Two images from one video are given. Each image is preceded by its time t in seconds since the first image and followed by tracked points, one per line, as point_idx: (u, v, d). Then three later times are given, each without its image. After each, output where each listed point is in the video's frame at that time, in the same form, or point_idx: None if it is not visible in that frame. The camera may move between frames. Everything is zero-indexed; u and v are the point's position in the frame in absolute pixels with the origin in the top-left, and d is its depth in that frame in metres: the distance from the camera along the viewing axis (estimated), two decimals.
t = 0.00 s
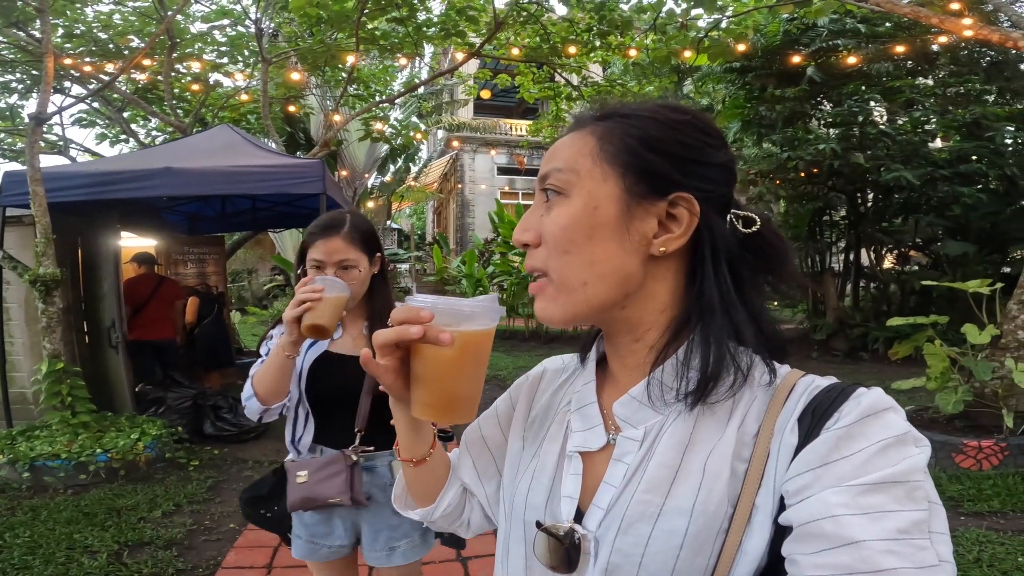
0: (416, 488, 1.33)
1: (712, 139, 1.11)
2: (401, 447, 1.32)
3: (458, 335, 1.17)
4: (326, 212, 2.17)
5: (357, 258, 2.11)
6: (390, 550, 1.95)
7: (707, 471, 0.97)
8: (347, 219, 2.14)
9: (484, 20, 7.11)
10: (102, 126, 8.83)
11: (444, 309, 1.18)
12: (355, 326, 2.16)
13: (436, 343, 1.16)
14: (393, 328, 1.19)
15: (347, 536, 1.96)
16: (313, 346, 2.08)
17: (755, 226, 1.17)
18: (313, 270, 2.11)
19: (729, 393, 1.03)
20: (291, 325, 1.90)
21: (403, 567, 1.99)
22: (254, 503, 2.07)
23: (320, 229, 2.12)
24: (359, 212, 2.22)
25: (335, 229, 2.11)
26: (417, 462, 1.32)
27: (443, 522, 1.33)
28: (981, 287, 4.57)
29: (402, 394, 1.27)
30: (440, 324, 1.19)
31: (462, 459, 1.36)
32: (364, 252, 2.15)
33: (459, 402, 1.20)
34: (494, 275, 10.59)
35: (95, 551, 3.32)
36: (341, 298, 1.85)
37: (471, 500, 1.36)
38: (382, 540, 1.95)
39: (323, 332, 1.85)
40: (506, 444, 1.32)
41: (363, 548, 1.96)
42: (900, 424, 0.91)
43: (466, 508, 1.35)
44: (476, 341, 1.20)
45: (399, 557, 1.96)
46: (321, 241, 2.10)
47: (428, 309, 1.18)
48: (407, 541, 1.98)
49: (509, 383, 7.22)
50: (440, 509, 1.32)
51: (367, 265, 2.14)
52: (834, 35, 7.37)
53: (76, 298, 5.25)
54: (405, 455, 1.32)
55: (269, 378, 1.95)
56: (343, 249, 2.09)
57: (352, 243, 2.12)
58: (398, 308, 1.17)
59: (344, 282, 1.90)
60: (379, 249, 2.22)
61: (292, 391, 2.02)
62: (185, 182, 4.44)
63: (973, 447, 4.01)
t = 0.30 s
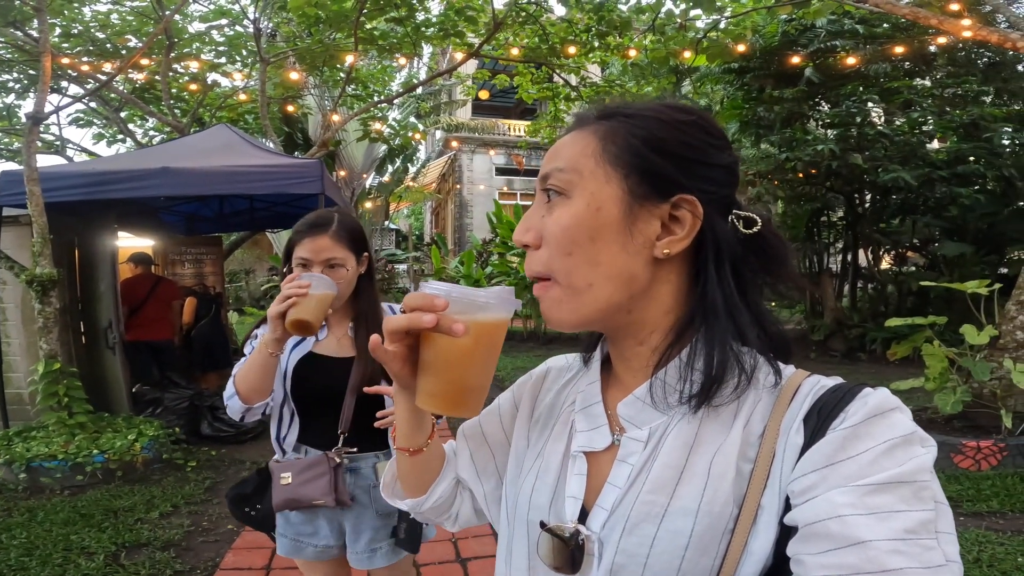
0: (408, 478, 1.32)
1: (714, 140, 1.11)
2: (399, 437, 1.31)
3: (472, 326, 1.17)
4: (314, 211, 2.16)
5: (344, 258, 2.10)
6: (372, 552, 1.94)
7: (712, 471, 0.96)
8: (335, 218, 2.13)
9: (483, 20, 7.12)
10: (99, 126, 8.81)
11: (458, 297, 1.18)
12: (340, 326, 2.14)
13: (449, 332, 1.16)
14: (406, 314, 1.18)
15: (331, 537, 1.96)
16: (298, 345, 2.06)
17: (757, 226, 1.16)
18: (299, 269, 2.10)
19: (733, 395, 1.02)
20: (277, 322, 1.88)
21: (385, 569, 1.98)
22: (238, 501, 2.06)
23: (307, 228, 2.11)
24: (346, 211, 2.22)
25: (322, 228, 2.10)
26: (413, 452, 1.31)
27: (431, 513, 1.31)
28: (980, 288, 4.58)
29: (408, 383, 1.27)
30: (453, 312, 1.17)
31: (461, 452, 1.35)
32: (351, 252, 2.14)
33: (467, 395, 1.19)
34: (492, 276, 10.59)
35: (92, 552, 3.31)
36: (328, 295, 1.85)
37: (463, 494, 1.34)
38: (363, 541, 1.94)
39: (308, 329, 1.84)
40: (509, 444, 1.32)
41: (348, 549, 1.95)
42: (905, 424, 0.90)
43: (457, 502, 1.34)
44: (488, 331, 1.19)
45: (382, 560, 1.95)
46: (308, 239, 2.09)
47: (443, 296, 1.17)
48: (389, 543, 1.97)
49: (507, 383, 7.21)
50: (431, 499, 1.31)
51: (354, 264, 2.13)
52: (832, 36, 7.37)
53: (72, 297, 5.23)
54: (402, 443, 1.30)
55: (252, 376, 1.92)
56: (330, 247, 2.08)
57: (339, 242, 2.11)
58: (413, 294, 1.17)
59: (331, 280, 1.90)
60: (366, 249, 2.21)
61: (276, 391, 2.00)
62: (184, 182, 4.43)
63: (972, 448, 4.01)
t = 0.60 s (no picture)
0: (400, 479, 1.31)
1: (700, 140, 1.11)
2: (388, 437, 1.30)
3: (464, 325, 1.17)
4: (303, 213, 2.17)
5: (333, 259, 2.10)
6: (365, 553, 1.94)
7: (701, 471, 0.96)
8: (324, 220, 2.13)
9: (482, 22, 7.13)
10: (98, 127, 8.82)
11: (449, 296, 1.19)
12: (330, 328, 2.14)
13: (439, 330, 1.16)
14: (397, 312, 1.18)
15: (325, 537, 1.96)
16: (288, 347, 2.06)
17: (742, 224, 1.16)
18: (289, 270, 2.10)
19: (721, 393, 1.03)
20: (266, 323, 1.88)
21: (379, 569, 1.98)
22: (232, 503, 2.06)
23: (296, 229, 2.11)
24: (336, 213, 2.22)
25: (311, 229, 2.10)
26: (404, 452, 1.30)
27: (424, 515, 1.31)
28: (978, 288, 4.58)
29: (398, 382, 1.27)
30: (444, 312, 1.19)
31: (452, 452, 1.35)
32: (341, 253, 2.14)
33: (458, 393, 1.19)
34: (492, 277, 10.59)
35: (90, 552, 3.31)
36: (316, 296, 1.85)
37: (455, 495, 1.34)
38: (357, 542, 1.93)
39: (296, 329, 1.83)
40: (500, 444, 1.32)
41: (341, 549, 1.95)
42: (890, 422, 0.91)
43: (449, 503, 1.34)
44: (480, 330, 1.20)
45: (375, 560, 1.95)
46: (297, 241, 2.09)
47: (434, 295, 1.18)
48: (383, 543, 1.96)
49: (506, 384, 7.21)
50: (423, 501, 1.30)
51: (343, 265, 2.13)
52: (830, 36, 7.39)
53: (71, 298, 5.22)
54: (392, 445, 1.30)
55: (241, 377, 1.92)
56: (319, 248, 2.08)
57: (328, 244, 2.11)
58: (403, 293, 1.17)
59: (319, 280, 1.89)
60: (356, 250, 2.21)
61: (267, 392, 2.00)
62: (182, 183, 4.43)
63: (971, 448, 4.02)
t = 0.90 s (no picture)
0: (396, 480, 1.31)
1: (694, 139, 1.11)
2: (384, 438, 1.31)
3: (458, 324, 1.18)
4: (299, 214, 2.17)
5: (330, 261, 2.10)
6: (362, 554, 1.93)
7: (696, 468, 0.97)
8: (320, 220, 2.13)
9: (481, 22, 7.13)
10: (97, 128, 8.84)
11: (441, 295, 1.19)
12: (326, 328, 2.14)
13: (431, 329, 1.16)
14: (390, 312, 1.19)
15: (321, 537, 1.96)
16: (285, 347, 2.07)
17: (736, 221, 1.16)
18: (285, 270, 2.10)
19: (715, 391, 1.03)
20: (262, 323, 1.88)
21: (375, 571, 1.97)
22: (227, 504, 2.06)
23: (292, 229, 2.11)
24: (332, 213, 2.22)
25: (307, 230, 2.10)
26: (400, 453, 1.30)
27: (421, 515, 1.31)
28: (978, 288, 4.57)
29: (392, 381, 1.27)
30: (437, 311, 1.19)
31: (448, 453, 1.35)
32: (337, 254, 2.14)
33: (451, 392, 1.19)
34: (491, 277, 10.60)
35: (89, 553, 3.31)
36: (312, 296, 1.85)
37: (451, 496, 1.34)
38: (353, 543, 1.93)
39: (291, 329, 1.83)
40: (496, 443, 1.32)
41: (336, 550, 1.94)
42: (883, 418, 0.91)
43: (446, 504, 1.34)
44: (473, 329, 1.20)
45: (371, 561, 1.94)
46: (293, 241, 2.09)
47: (426, 294, 1.18)
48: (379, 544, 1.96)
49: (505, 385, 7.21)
50: (420, 502, 1.30)
51: (339, 265, 2.13)
52: (829, 37, 7.40)
53: (70, 299, 5.22)
54: (388, 445, 1.30)
55: (237, 377, 1.93)
56: (315, 248, 2.08)
57: (325, 244, 2.11)
58: (394, 294, 1.17)
59: (316, 280, 1.89)
60: (352, 250, 2.21)
61: (263, 392, 2.01)
62: (181, 184, 4.43)
63: (969, 448, 4.02)
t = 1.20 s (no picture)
0: (394, 479, 1.31)
1: (691, 138, 1.11)
2: (382, 438, 1.31)
3: (456, 324, 1.18)
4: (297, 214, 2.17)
5: (328, 261, 2.10)
6: (360, 554, 1.93)
7: (695, 466, 0.97)
8: (318, 221, 2.13)
9: (480, 23, 7.14)
10: (96, 129, 8.84)
11: (440, 295, 1.20)
12: (325, 329, 2.14)
13: (430, 328, 1.17)
14: (388, 311, 1.19)
15: (319, 538, 1.96)
16: (283, 347, 2.07)
17: (733, 220, 1.16)
18: (283, 271, 2.10)
19: (713, 390, 1.03)
20: (259, 323, 1.88)
21: (373, 571, 1.97)
22: (224, 506, 2.06)
23: (289, 230, 2.11)
24: (330, 214, 2.22)
25: (304, 231, 2.10)
26: (398, 453, 1.30)
27: (419, 515, 1.31)
28: (977, 288, 4.57)
29: (390, 381, 1.27)
30: (435, 310, 1.19)
31: (446, 452, 1.35)
32: (335, 255, 2.14)
33: (450, 392, 1.19)
34: (490, 278, 10.60)
35: (87, 554, 3.30)
36: (310, 296, 1.84)
37: (449, 495, 1.34)
38: (351, 543, 1.93)
39: (289, 329, 1.83)
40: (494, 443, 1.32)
41: (335, 551, 1.94)
42: (881, 417, 0.92)
43: (444, 503, 1.34)
44: (472, 329, 1.20)
45: (370, 561, 1.94)
46: (291, 242, 2.09)
47: (424, 293, 1.19)
48: (378, 545, 1.96)
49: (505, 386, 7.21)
50: (418, 501, 1.30)
51: (337, 265, 2.13)
52: (828, 37, 7.42)
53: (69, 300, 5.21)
54: (386, 445, 1.30)
55: (234, 377, 1.93)
56: (313, 249, 2.08)
57: (322, 244, 2.11)
58: (392, 292, 1.18)
59: (314, 280, 1.89)
60: (350, 251, 2.21)
61: (261, 392, 2.01)
62: (180, 185, 4.43)
63: (968, 448, 4.02)
